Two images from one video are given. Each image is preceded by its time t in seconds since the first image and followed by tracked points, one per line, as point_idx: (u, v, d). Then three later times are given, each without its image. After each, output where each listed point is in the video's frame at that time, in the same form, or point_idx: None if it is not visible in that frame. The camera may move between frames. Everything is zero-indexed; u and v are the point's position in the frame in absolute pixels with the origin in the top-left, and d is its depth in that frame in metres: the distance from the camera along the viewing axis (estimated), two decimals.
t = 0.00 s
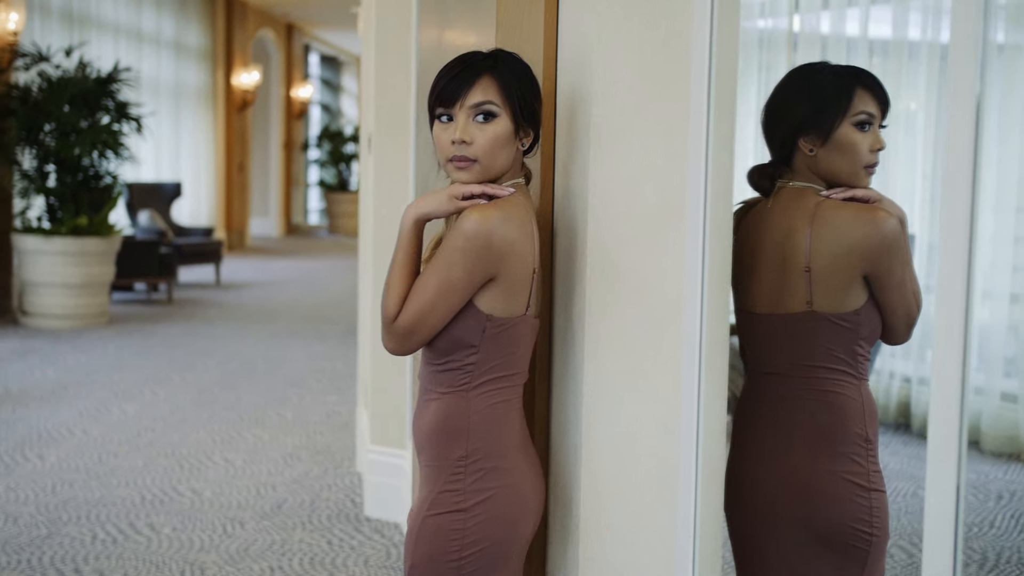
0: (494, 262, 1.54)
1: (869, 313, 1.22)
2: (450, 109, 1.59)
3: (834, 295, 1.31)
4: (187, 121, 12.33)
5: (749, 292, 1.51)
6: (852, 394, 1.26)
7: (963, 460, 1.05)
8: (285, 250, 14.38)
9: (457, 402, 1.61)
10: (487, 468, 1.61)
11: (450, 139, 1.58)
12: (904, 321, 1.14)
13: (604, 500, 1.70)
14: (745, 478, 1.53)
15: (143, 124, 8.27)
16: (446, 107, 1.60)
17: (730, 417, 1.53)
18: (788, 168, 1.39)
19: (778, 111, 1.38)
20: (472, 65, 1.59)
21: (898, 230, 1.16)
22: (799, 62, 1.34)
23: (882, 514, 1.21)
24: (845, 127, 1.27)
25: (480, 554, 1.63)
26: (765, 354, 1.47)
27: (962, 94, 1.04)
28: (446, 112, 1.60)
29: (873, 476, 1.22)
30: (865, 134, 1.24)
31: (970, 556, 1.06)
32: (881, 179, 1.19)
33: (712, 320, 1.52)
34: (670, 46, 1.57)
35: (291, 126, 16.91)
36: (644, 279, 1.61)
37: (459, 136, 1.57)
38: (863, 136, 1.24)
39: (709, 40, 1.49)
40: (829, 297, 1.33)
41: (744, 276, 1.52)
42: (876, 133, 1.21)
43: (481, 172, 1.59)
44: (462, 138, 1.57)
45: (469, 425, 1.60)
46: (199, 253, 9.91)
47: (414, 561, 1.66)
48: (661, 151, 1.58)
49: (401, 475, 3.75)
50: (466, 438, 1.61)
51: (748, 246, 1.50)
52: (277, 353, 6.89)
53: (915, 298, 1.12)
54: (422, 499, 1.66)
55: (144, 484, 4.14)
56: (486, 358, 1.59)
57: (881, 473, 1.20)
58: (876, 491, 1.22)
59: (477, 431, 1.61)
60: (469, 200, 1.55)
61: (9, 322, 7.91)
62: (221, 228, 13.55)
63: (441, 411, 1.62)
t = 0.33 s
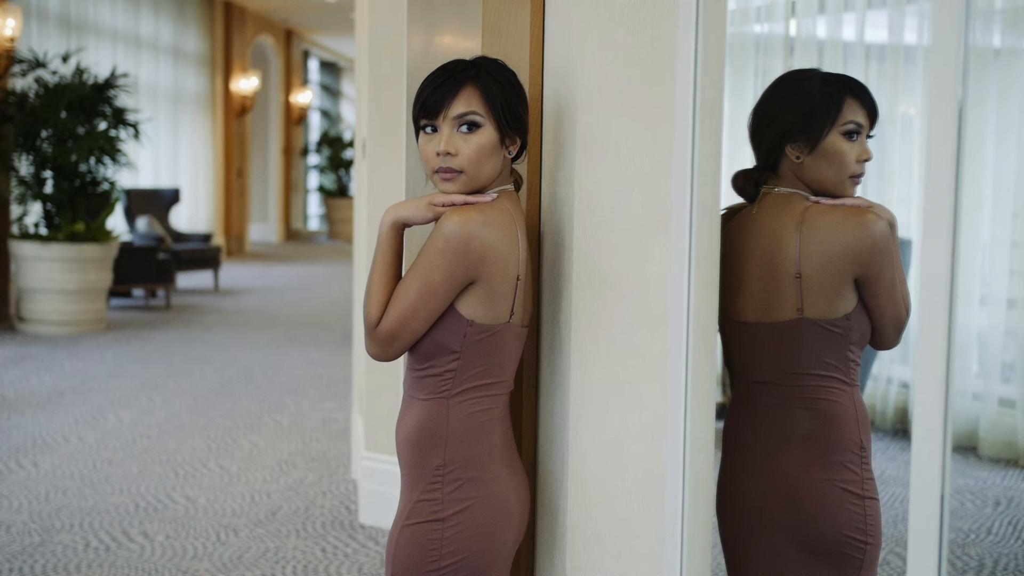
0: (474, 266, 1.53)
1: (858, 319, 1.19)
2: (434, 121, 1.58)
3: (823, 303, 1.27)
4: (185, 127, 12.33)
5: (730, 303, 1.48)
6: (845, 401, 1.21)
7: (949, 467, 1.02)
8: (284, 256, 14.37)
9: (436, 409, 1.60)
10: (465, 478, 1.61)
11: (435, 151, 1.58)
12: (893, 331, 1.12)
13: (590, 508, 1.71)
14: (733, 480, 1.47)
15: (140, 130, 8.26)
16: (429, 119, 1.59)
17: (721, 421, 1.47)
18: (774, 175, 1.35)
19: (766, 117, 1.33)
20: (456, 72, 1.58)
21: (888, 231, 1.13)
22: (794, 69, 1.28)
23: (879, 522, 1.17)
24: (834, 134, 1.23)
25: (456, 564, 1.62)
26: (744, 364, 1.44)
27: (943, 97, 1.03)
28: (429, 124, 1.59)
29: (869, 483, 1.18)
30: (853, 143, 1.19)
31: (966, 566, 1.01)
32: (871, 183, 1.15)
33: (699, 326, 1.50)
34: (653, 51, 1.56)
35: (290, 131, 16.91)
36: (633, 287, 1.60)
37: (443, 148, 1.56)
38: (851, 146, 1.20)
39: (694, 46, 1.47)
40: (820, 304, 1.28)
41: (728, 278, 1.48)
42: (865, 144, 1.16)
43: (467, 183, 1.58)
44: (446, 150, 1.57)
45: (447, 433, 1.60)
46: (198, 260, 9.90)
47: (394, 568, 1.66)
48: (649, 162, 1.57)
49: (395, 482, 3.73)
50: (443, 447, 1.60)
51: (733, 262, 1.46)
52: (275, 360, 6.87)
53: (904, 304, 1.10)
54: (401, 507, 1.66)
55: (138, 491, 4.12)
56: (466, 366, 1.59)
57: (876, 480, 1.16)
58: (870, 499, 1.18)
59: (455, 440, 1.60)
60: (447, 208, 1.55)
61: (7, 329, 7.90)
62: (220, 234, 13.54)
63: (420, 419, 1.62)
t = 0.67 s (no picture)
0: (465, 272, 1.53)
1: (857, 326, 1.17)
2: (427, 134, 1.58)
3: (821, 311, 1.25)
4: (192, 135, 12.34)
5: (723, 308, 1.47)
6: (845, 409, 1.19)
7: (946, 472, 1.00)
8: (290, 264, 14.37)
9: (426, 418, 1.60)
10: (453, 489, 1.60)
11: (428, 162, 1.57)
12: (891, 341, 1.10)
13: (582, 519, 1.72)
14: (732, 491, 1.45)
15: (145, 138, 8.27)
16: (421, 132, 1.59)
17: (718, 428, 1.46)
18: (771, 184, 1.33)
19: (764, 125, 1.33)
20: (450, 82, 1.57)
21: (882, 238, 1.12)
22: (798, 75, 1.27)
23: (882, 529, 1.13)
24: (832, 143, 1.21)
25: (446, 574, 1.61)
26: (742, 370, 1.42)
27: (933, 98, 1.02)
28: (422, 138, 1.59)
29: (871, 491, 1.15)
30: (851, 154, 1.18)
31: (974, 573, 0.99)
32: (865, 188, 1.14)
33: (694, 335, 1.49)
34: (648, 54, 1.55)
35: (297, 139, 16.92)
36: (628, 294, 1.60)
37: (436, 159, 1.56)
38: (848, 156, 1.18)
39: (687, 50, 1.47)
40: (818, 312, 1.26)
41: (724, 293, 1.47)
42: (861, 153, 1.16)
43: (460, 194, 1.58)
44: (439, 161, 1.56)
45: (436, 442, 1.59)
46: (204, 267, 9.90)
47: None
48: (644, 168, 1.56)
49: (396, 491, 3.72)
50: (431, 456, 1.60)
51: (731, 270, 1.45)
52: (280, 368, 6.87)
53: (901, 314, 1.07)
54: (389, 515, 1.66)
55: (141, 500, 4.11)
56: (457, 375, 1.58)
57: (877, 484, 1.13)
58: (871, 510, 1.15)
59: (444, 449, 1.59)
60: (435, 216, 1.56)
61: (12, 337, 7.90)
62: (226, 242, 13.55)
63: (409, 428, 1.61)
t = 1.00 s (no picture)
0: (460, 277, 1.52)
1: (861, 333, 1.14)
2: (419, 147, 1.58)
3: (826, 316, 1.21)
4: (202, 142, 12.37)
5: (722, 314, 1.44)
6: (849, 417, 1.16)
7: (955, 475, 0.98)
8: (302, 271, 14.40)
9: (420, 426, 1.60)
10: (446, 498, 1.60)
11: (421, 175, 1.57)
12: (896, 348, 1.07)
13: (584, 527, 1.72)
14: (735, 496, 1.41)
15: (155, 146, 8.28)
16: (414, 144, 1.59)
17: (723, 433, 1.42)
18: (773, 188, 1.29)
19: (767, 130, 1.28)
20: (440, 91, 1.57)
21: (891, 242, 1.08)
22: (808, 79, 1.19)
23: (887, 537, 1.11)
24: (840, 152, 1.15)
25: None
26: (744, 380, 1.38)
27: (925, 103, 1.00)
28: (415, 150, 1.59)
29: (877, 500, 1.13)
30: (855, 164, 1.12)
31: None
32: (874, 195, 1.09)
33: (693, 342, 1.48)
34: (646, 58, 1.54)
35: (308, 147, 16.94)
36: (629, 299, 1.59)
37: (429, 171, 1.56)
38: (854, 166, 1.13)
39: (685, 53, 1.45)
40: (824, 317, 1.22)
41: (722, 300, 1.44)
42: (865, 165, 1.10)
43: (456, 205, 1.58)
44: (433, 173, 1.57)
45: (429, 451, 1.59)
46: (214, 274, 9.91)
47: None
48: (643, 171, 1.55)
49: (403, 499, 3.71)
50: (423, 465, 1.60)
51: (733, 270, 1.41)
52: (288, 375, 6.87)
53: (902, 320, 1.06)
54: (384, 524, 1.66)
55: (148, 507, 4.11)
56: (452, 384, 1.57)
57: (883, 492, 1.11)
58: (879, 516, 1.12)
59: (436, 458, 1.59)
60: (420, 223, 1.60)
61: (23, 345, 7.92)
62: (237, 249, 13.57)
63: (404, 435, 1.61)
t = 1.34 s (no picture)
0: (459, 283, 1.52)
1: (869, 341, 1.11)
2: (415, 162, 1.59)
3: (832, 322, 1.19)
4: (216, 148, 12.40)
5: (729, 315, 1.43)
6: (859, 423, 1.13)
7: (968, 479, 0.94)
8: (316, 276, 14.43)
9: (417, 432, 1.59)
10: (443, 505, 1.59)
11: (420, 190, 1.58)
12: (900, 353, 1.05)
13: (587, 534, 1.73)
14: (742, 503, 1.40)
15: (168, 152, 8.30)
16: (410, 160, 1.60)
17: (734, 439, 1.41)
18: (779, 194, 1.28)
19: (778, 135, 1.26)
20: (434, 102, 1.57)
21: (892, 247, 1.05)
22: (820, 87, 1.16)
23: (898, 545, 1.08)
24: (850, 163, 1.12)
25: None
26: (755, 389, 1.37)
27: (923, 106, 0.97)
28: (412, 165, 1.60)
29: (887, 506, 1.08)
30: (866, 176, 1.09)
31: None
32: (885, 200, 1.05)
33: (696, 351, 1.46)
34: (648, 65, 1.53)
35: (322, 152, 16.98)
36: (631, 306, 1.59)
37: (426, 185, 1.57)
38: (864, 178, 1.09)
39: (686, 61, 1.45)
40: (832, 324, 1.19)
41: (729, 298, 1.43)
42: (875, 177, 1.07)
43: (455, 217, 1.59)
44: (432, 189, 1.57)
45: (426, 458, 1.59)
46: (227, 280, 9.93)
47: None
48: (644, 178, 1.55)
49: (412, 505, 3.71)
50: (421, 471, 1.60)
51: (736, 279, 1.40)
52: (300, 380, 6.87)
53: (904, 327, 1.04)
54: (381, 529, 1.66)
55: (159, 513, 4.12)
56: (451, 391, 1.57)
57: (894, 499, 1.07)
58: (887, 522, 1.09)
59: (434, 464, 1.59)
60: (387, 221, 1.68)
61: (37, 350, 7.94)
62: (251, 255, 13.61)
63: (402, 441, 1.61)
